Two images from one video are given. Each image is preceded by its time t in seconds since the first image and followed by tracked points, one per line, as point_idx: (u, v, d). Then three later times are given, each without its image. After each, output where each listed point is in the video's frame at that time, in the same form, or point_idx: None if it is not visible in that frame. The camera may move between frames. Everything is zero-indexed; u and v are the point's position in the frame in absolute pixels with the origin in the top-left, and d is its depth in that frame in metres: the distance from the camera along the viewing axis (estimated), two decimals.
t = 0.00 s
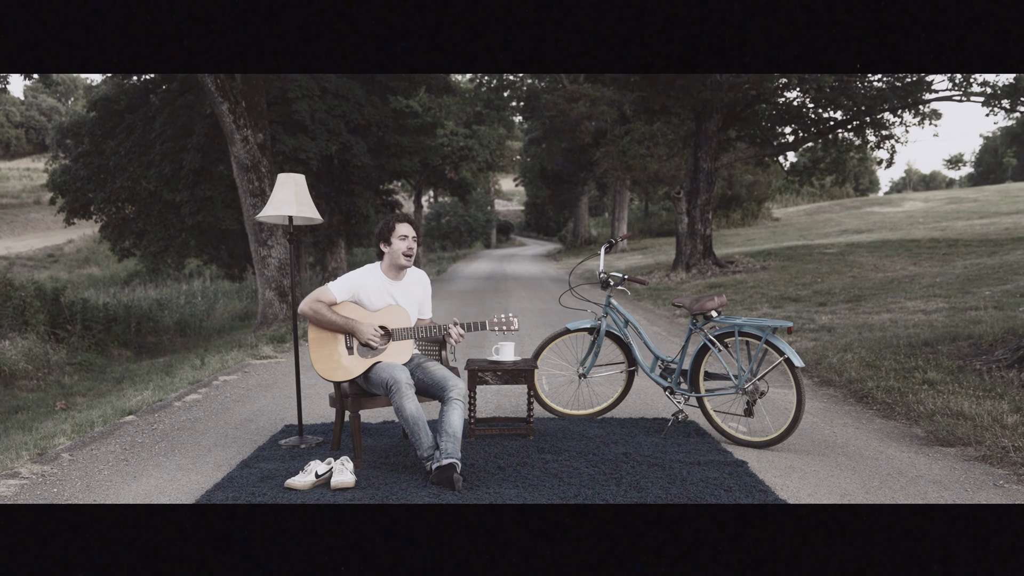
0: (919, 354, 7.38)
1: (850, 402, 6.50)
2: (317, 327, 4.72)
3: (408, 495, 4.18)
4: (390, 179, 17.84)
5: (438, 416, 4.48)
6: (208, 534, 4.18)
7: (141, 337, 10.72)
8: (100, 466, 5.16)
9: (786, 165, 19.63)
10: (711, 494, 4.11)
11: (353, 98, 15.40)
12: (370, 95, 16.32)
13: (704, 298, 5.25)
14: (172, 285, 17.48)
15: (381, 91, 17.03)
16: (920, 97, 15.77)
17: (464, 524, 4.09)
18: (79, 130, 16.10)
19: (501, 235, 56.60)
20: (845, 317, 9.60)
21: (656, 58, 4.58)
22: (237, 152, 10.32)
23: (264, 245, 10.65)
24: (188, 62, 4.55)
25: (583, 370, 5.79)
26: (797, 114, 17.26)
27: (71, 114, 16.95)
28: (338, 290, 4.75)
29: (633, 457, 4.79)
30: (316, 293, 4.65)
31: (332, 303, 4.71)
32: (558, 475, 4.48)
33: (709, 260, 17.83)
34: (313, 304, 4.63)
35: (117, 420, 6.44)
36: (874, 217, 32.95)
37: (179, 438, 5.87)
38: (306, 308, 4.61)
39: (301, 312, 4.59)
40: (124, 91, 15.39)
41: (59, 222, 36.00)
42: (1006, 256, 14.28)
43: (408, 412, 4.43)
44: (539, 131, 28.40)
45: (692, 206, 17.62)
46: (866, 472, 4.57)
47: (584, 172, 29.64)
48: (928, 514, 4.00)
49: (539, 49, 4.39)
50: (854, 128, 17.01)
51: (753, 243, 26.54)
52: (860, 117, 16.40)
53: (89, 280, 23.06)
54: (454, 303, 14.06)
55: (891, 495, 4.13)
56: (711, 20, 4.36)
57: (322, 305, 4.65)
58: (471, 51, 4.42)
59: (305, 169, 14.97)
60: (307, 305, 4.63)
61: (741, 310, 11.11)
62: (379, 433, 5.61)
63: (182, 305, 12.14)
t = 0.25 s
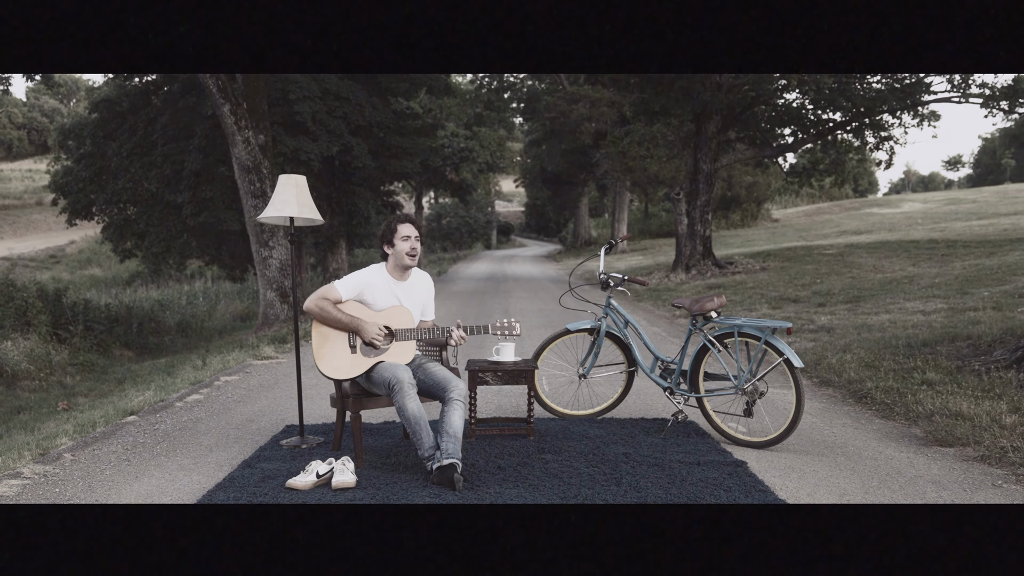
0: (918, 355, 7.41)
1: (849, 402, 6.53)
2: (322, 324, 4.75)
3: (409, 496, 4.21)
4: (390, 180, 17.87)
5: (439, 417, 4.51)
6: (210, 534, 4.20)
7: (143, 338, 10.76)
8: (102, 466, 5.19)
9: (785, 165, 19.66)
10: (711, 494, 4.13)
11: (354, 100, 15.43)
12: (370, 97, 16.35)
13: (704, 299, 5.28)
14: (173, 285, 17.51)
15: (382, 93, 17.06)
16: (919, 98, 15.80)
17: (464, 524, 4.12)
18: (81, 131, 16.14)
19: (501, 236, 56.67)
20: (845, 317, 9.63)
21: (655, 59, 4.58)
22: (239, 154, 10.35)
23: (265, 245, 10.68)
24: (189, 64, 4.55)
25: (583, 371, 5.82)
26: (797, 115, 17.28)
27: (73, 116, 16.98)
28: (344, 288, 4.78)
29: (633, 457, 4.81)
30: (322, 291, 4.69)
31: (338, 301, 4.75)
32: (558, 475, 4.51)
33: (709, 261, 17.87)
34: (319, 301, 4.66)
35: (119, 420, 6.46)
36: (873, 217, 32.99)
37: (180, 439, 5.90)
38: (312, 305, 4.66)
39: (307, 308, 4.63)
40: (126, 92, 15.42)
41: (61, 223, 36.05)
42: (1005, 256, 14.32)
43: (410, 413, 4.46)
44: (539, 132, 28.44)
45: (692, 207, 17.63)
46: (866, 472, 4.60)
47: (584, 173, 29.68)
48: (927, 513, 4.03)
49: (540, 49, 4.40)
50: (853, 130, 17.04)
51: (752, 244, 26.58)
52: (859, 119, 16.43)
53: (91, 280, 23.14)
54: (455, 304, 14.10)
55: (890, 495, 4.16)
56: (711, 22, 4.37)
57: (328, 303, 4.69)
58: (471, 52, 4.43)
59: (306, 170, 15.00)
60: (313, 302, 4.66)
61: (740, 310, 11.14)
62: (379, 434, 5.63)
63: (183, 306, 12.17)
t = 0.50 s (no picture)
0: (917, 355, 7.44)
1: (849, 402, 6.56)
2: (326, 321, 4.77)
3: (410, 495, 4.23)
4: (391, 182, 17.91)
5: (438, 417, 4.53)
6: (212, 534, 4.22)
7: (145, 338, 10.80)
8: (104, 466, 5.22)
9: (784, 167, 19.70)
10: (711, 494, 4.16)
11: (354, 101, 15.46)
12: (371, 98, 16.39)
13: (704, 300, 5.31)
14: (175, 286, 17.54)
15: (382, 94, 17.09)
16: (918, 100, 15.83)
17: (465, 523, 4.14)
18: (83, 132, 16.18)
19: (501, 237, 56.72)
20: (843, 318, 9.66)
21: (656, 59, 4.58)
22: (240, 155, 10.39)
23: (266, 246, 10.71)
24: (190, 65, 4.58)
25: (583, 371, 5.85)
26: (796, 117, 17.32)
27: (74, 117, 17.02)
28: (350, 287, 4.81)
29: (633, 458, 4.84)
30: (328, 289, 4.71)
31: (343, 300, 4.77)
32: (558, 475, 4.53)
33: (709, 262, 17.91)
34: (324, 298, 4.68)
35: (121, 420, 6.49)
36: (873, 218, 33.07)
37: (182, 439, 5.93)
38: (318, 302, 4.68)
39: (312, 305, 4.65)
40: (127, 93, 15.45)
41: (63, 224, 36.06)
42: (1003, 257, 14.35)
43: (412, 412, 4.49)
44: (539, 133, 28.49)
45: (691, 208, 17.66)
46: (865, 472, 4.62)
47: (584, 174, 29.71)
48: (926, 513, 4.05)
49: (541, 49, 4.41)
50: (852, 131, 17.07)
51: (751, 245, 26.61)
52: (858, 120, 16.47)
53: (94, 281, 23.21)
54: (455, 305, 14.13)
55: (889, 495, 4.18)
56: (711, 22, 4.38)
57: (333, 301, 4.71)
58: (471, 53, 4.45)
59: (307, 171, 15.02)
60: (319, 299, 4.68)
61: (740, 311, 11.18)
62: (380, 434, 5.66)
63: (185, 306, 12.20)
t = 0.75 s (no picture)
0: (916, 356, 7.47)
1: (847, 403, 6.59)
2: (331, 319, 4.81)
3: (411, 495, 4.26)
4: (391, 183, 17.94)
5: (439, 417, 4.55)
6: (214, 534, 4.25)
7: (146, 339, 10.83)
8: (106, 466, 5.24)
9: (784, 168, 19.73)
10: (711, 494, 4.18)
11: (355, 102, 15.49)
12: (372, 100, 16.43)
13: (703, 300, 5.34)
14: (177, 287, 17.57)
15: (383, 95, 17.13)
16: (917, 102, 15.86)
17: (466, 523, 4.17)
18: (84, 134, 16.21)
19: (501, 238, 56.76)
20: (842, 319, 9.69)
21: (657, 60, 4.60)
22: (242, 156, 10.41)
23: (268, 247, 10.74)
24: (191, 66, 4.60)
25: (583, 372, 5.88)
26: (795, 118, 17.34)
27: (76, 119, 17.06)
28: (355, 286, 4.84)
29: (633, 458, 4.87)
30: (333, 287, 4.74)
31: (348, 299, 4.80)
32: (558, 475, 4.56)
33: (708, 262, 17.94)
34: (330, 296, 4.71)
35: (123, 420, 6.52)
36: (871, 219, 33.12)
37: (183, 439, 5.96)
38: (323, 300, 4.71)
39: (318, 304, 4.68)
40: (129, 95, 15.49)
41: (64, 225, 36.11)
42: (1002, 258, 14.39)
43: (414, 411, 4.52)
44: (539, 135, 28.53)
45: (691, 209, 17.69)
46: (864, 472, 4.65)
47: (584, 175, 29.74)
48: (924, 512, 4.08)
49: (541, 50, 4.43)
50: (851, 132, 17.11)
51: (751, 246, 26.64)
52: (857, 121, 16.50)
53: (95, 282, 23.25)
54: (456, 306, 14.16)
55: (888, 495, 4.21)
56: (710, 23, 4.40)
57: (338, 299, 4.74)
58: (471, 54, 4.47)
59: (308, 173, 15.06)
60: (324, 297, 4.71)
61: (739, 312, 11.21)
62: (381, 434, 5.70)
63: (186, 307, 12.24)
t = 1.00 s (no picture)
0: (915, 356, 7.50)
1: (847, 403, 6.61)
2: (335, 318, 4.84)
3: (412, 495, 4.29)
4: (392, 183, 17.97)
5: (439, 417, 4.58)
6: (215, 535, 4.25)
7: (148, 339, 10.86)
8: (107, 466, 5.27)
9: (783, 168, 19.75)
10: (710, 494, 4.21)
11: (356, 104, 15.52)
12: (373, 101, 16.45)
13: (703, 301, 5.37)
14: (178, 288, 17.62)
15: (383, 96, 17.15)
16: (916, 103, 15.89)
17: (465, 524, 4.20)
18: (87, 135, 16.25)
19: (502, 239, 56.83)
20: (842, 319, 9.72)
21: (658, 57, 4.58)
22: (243, 157, 10.43)
23: (269, 248, 10.78)
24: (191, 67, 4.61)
25: (583, 372, 5.91)
26: (795, 120, 17.37)
27: (78, 120, 17.12)
28: (359, 286, 4.88)
29: (633, 458, 4.90)
30: (338, 286, 4.78)
31: (352, 298, 4.84)
32: (559, 476, 4.59)
33: (708, 263, 17.97)
34: (335, 295, 4.75)
35: (125, 421, 6.55)
36: (871, 220, 33.16)
37: (185, 439, 5.99)
38: (328, 299, 4.74)
39: (323, 302, 4.71)
40: (131, 96, 15.54)
41: (67, 226, 36.17)
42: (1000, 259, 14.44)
43: (416, 411, 4.54)
44: (540, 136, 28.57)
45: (691, 210, 17.72)
46: (863, 473, 4.68)
47: (585, 176, 29.77)
48: (923, 513, 4.11)
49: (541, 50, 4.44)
50: (850, 134, 17.13)
51: (751, 247, 26.68)
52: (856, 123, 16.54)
53: (97, 283, 23.32)
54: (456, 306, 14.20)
55: (887, 495, 4.23)
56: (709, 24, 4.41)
57: (343, 298, 4.77)
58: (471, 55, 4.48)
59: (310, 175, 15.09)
60: (329, 296, 4.75)
61: (739, 312, 11.25)
62: (382, 434, 5.73)
63: (187, 308, 12.27)
